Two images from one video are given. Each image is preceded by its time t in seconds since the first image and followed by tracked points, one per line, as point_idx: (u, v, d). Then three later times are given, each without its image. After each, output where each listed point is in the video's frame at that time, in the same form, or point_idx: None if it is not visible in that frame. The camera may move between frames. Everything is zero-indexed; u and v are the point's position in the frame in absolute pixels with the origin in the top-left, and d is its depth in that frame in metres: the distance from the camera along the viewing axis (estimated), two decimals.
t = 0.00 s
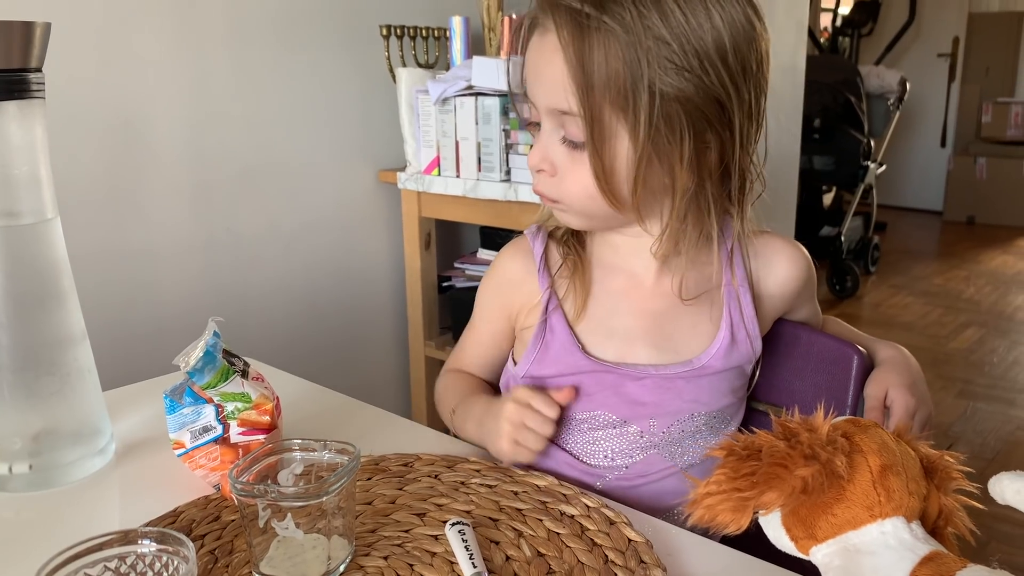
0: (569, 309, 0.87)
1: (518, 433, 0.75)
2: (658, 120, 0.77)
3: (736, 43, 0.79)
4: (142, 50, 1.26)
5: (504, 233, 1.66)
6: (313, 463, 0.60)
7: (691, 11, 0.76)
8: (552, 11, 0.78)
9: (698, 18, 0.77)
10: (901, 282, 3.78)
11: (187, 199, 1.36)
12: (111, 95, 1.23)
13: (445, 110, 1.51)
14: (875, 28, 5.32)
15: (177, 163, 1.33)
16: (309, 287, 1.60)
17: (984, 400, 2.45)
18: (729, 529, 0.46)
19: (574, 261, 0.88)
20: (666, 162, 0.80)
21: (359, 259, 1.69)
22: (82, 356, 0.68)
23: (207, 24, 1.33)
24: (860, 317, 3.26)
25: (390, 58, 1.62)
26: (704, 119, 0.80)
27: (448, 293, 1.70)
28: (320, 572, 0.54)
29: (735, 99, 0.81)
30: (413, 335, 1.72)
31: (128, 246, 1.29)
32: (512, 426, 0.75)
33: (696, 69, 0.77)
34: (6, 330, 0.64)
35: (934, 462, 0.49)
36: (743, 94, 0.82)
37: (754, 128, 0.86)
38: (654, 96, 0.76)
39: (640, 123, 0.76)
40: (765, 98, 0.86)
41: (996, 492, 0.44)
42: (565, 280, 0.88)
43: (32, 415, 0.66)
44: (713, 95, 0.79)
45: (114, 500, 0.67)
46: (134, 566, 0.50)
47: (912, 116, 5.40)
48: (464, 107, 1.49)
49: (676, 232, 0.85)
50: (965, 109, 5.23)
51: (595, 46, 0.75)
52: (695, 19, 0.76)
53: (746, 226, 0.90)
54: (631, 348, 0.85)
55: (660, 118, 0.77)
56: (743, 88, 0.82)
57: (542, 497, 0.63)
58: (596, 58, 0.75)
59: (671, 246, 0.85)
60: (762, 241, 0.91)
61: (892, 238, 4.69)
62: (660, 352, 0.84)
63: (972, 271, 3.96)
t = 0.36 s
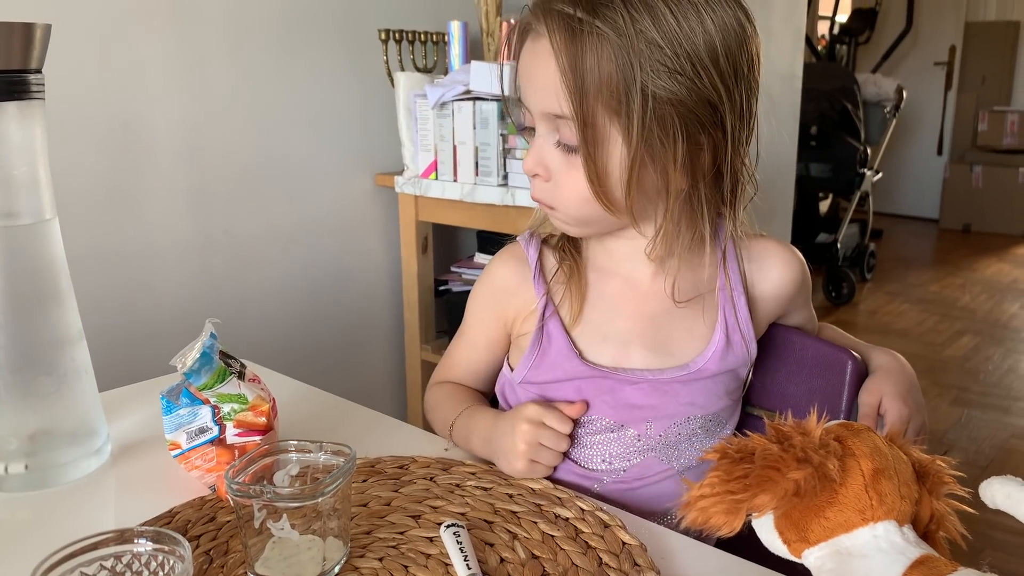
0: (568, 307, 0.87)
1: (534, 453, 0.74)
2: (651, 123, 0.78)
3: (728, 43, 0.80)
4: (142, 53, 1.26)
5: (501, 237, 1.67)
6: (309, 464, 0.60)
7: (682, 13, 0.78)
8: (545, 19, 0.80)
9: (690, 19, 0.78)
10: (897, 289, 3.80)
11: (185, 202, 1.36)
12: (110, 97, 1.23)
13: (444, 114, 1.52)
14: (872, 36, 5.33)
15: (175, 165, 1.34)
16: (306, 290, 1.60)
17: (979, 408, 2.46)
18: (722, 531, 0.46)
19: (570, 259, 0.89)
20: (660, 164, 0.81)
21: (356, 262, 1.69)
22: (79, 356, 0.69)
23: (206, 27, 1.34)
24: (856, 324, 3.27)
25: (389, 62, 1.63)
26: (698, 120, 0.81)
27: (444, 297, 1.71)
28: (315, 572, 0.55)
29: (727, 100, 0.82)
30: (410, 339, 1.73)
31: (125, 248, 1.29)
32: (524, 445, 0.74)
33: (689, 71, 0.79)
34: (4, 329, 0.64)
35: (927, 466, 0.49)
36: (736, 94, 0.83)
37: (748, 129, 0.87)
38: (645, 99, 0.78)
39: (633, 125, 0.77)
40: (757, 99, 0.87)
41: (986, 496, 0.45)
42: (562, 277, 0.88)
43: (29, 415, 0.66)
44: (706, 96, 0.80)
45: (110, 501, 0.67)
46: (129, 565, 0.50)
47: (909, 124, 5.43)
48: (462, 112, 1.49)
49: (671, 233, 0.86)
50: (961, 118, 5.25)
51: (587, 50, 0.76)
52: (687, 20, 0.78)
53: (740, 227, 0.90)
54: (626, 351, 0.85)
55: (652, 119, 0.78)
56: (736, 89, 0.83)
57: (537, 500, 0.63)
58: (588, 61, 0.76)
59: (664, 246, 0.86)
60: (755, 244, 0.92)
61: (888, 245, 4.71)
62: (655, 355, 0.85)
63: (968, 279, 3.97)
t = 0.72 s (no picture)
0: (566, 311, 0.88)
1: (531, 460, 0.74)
2: (663, 134, 0.80)
3: (734, 55, 0.83)
4: (139, 68, 1.28)
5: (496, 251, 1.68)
6: (298, 475, 0.61)
7: (691, 27, 0.80)
8: (555, 33, 0.81)
9: (699, 33, 0.80)
10: (893, 303, 3.80)
11: (181, 215, 1.37)
12: (107, 112, 1.24)
13: (439, 128, 1.53)
14: (867, 52, 5.37)
15: (172, 179, 1.35)
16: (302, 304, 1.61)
17: (975, 422, 2.46)
18: (705, 539, 0.47)
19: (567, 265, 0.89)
20: (671, 175, 0.82)
21: (352, 276, 1.70)
22: (72, 368, 0.69)
23: (203, 43, 1.35)
24: (852, 338, 3.27)
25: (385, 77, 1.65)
26: (707, 131, 0.83)
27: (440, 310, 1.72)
28: None
29: (734, 111, 0.84)
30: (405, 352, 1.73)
31: (121, 262, 1.30)
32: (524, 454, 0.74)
33: (699, 83, 0.81)
34: None
35: (908, 475, 0.50)
36: (741, 106, 0.86)
37: (749, 140, 0.90)
38: (658, 110, 0.79)
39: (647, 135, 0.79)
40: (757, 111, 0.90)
41: (966, 502, 0.45)
42: (561, 282, 0.88)
43: (21, 426, 0.66)
44: (715, 108, 0.82)
45: (101, 512, 0.67)
46: (118, 573, 0.51)
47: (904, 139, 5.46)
48: (457, 126, 1.51)
49: (678, 244, 0.87)
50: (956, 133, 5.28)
51: (602, 64, 0.78)
52: (696, 34, 0.80)
53: (737, 237, 0.92)
54: (621, 350, 0.86)
55: (665, 131, 0.80)
56: (741, 100, 0.85)
57: (526, 510, 0.64)
58: (604, 75, 0.78)
59: (666, 256, 0.87)
60: (745, 251, 0.93)
61: (884, 259, 4.72)
62: (650, 354, 0.85)
63: (964, 293, 3.99)
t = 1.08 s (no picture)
0: (563, 310, 0.88)
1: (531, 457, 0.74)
2: (654, 132, 0.80)
3: (723, 52, 0.82)
4: (141, 68, 1.28)
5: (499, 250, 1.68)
6: (301, 473, 0.60)
7: (679, 24, 0.80)
8: (543, 34, 0.80)
9: (687, 30, 0.80)
10: (898, 301, 3.79)
11: (184, 216, 1.37)
12: (109, 113, 1.24)
13: (442, 127, 1.53)
14: (870, 50, 5.36)
15: (174, 179, 1.35)
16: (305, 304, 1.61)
17: (980, 419, 2.45)
18: (709, 535, 0.46)
19: (563, 265, 0.89)
20: (663, 172, 0.82)
21: (355, 275, 1.69)
22: (74, 367, 0.69)
23: (205, 43, 1.35)
24: (856, 336, 3.26)
25: (387, 77, 1.64)
26: (698, 128, 0.83)
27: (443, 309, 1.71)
28: None
29: (724, 107, 0.84)
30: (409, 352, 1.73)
31: (124, 262, 1.30)
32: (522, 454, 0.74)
33: (688, 80, 0.80)
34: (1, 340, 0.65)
35: (913, 471, 0.49)
36: (732, 102, 0.85)
37: (739, 136, 0.90)
38: (649, 108, 0.79)
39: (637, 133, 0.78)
40: (747, 106, 0.89)
41: (973, 499, 0.45)
42: (557, 281, 0.88)
43: (25, 426, 0.66)
44: (705, 105, 0.82)
45: (104, 512, 0.67)
46: (121, 572, 0.51)
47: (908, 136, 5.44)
48: (460, 125, 1.51)
49: (672, 241, 0.87)
50: (960, 130, 5.26)
51: (591, 64, 0.77)
52: (684, 32, 0.80)
53: (730, 232, 0.91)
54: (617, 346, 0.86)
55: (656, 128, 0.79)
56: (731, 97, 0.85)
57: (529, 507, 0.63)
58: (593, 74, 0.77)
59: (661, 253, 0.87)
60: (740, 244, 0.93)
61: (888, 257, 4.71)
62: (646, 350, 0.85)
63: (968, 290, 3.98)
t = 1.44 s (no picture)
0: (570, 311, 0.88)
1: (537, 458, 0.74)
2: (668, 129, 0.79)
3: (730, 46, 0.83)
4: (142, 67, 1.28)
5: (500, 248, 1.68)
6: (302, 472, 0.61)
7: (688, 19, 0.80)
8: (553, 35, 0.80)
9: (696, 26, 0.80)
10: (900, 299, 3.79)
11: (185, 215, 1.38)
12: (110, 112, 1.25)
13: (443, 126, 1.53)
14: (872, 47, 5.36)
15: (176, 178, 1.35)
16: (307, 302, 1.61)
17: (982, 417, 2.45)
18: (711, 533, 0.46)
19: (568, 266, 0.89)
20: (677, 169, 0.82)
21: (357, 274, 1.70)
22: (77, 365, 0.69)
23: (206, 41, 1.35)
24: (858, 334, 3.26)
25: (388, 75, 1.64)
26: (709, 123, 0.83)
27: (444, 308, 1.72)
28: None
29: (733, 102, 0.84)
30: (411, 350, 1.73)
31: (126, 261, 1.30)
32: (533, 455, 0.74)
33: (699, 75, 0.80)
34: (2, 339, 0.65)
35: (915, 468, 0.49)
36: (739, 96, 0.86)
37: (746, 131, 0.90)
38: (663, 105, 0.79)
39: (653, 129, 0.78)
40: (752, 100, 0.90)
41: (974, 497, 0.45)
42: (563, 282, 0.89)
43: (27, 424, 0.66)
44: (716, 100, 0.82)
45: (106, 510, 0.67)
46: (122, 569, 0.51)
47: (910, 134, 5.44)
48: (461, 123, 1.51)
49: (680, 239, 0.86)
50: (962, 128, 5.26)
51: (606, 62, 0.77)
52: (695, 27, 0.80)
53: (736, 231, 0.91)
54: (626, 349, 0.85)
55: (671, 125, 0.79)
56: (739, 90, 0.86)
57: (531, 506, 0.63)
58: (607, 73, 0.77)
59: (670, 252, 0.87)
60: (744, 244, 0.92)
61: (890, 255, 4.71)
62: (655, 354, 0.85)
63: (970, 288, 3.97)
